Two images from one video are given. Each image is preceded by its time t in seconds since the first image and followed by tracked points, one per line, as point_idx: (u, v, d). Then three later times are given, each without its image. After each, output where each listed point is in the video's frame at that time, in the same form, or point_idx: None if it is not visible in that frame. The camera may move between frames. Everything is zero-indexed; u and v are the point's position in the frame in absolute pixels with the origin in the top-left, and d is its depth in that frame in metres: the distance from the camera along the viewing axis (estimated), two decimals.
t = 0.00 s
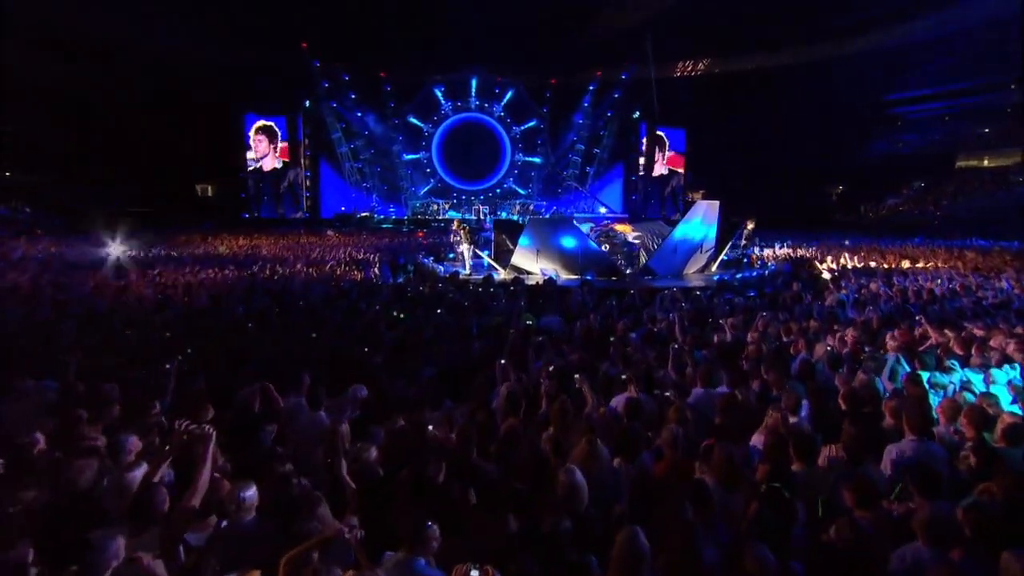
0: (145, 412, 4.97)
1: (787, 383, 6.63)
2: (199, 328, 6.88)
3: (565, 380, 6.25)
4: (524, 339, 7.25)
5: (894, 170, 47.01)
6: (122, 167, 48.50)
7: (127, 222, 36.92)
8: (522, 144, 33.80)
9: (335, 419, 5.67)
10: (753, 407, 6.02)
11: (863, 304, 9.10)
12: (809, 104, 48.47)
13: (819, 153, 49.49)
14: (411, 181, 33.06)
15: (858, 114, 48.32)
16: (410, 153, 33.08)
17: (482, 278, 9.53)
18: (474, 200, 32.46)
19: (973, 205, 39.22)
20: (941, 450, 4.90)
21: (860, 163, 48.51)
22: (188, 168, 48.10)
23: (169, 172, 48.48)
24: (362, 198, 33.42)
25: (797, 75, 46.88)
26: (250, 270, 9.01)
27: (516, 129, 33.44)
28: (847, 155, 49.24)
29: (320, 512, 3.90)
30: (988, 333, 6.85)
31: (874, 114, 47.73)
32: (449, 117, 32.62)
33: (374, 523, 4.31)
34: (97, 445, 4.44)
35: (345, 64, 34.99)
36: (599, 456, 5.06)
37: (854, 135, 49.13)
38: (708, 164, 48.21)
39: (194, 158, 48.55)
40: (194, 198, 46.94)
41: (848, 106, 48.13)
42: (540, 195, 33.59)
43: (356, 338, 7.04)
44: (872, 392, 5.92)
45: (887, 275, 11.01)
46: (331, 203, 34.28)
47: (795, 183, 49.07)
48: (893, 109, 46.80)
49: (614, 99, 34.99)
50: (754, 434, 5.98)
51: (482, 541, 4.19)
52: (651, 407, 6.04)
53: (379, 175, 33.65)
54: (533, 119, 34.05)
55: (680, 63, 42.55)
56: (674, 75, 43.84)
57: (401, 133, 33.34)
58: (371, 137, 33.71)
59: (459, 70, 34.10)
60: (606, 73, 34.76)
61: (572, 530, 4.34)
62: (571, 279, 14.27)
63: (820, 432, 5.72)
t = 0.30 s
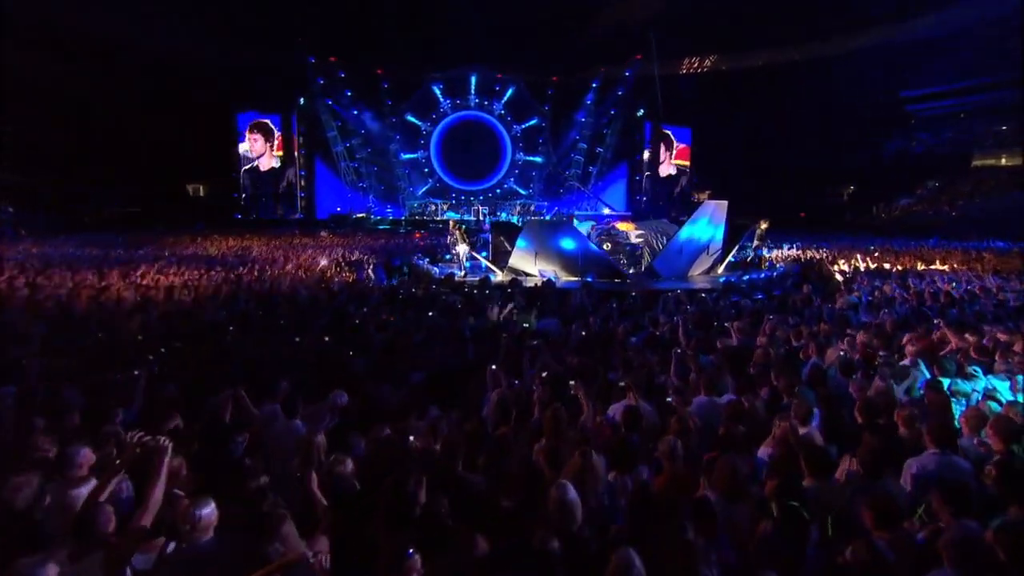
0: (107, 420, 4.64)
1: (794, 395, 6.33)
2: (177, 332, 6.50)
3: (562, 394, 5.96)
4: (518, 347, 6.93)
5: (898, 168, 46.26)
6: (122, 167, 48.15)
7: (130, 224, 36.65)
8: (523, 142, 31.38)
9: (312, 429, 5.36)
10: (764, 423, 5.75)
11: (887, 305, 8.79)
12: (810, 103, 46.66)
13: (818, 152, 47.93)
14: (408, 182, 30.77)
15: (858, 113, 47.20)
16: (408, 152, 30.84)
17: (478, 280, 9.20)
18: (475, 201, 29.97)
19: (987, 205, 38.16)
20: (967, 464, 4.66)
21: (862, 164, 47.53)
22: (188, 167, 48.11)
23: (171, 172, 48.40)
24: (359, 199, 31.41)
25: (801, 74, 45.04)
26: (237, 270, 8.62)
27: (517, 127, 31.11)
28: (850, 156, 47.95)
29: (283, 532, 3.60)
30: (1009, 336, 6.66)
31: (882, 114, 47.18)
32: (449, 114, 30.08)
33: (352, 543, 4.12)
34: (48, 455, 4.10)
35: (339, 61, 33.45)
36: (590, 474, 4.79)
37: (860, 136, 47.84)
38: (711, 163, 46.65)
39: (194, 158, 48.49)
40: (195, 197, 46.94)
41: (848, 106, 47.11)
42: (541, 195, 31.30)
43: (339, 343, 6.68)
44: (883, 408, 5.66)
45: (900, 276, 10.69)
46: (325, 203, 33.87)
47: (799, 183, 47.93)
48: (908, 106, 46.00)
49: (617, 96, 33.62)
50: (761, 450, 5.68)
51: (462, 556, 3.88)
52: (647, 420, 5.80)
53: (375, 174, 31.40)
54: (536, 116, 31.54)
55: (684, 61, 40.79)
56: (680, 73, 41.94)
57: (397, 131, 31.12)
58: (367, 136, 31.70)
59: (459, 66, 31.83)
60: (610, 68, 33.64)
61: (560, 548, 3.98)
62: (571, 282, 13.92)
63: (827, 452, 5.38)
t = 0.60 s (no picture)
0: (61, 429, 4.33)
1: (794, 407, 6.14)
2: (149, 339, 6.11)
3: (556, 404, 5.78)
4: (508, 354, 6.68)
5: (898, 168, 44.66)
6: (123, 167, 47.43)
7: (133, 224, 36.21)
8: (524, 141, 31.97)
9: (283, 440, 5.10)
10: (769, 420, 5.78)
11: (908, 305, 8.69)
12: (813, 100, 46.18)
13: (814, 149, 46.98)
14: (406, 181, 31.57)
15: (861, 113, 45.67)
16: (406, 151, 31.77)
17: (475, 282, 8.84)
18: (473, 200, 30.48)
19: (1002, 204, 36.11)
20: (998, 484, 4.40)
21: (868, 167, 45.88)
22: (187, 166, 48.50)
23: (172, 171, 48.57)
24: (355, 199, 32.59)
25: (803, 69, 44.97)
26: (220, 270, 8.20)
27: (519, 125, 31.59)
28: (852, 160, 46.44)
29: (240, 556, 3.34)
30: None
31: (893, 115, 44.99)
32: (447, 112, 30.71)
33: (324, 559, 3.81)
34: None
35: (338, 58, 35.28)
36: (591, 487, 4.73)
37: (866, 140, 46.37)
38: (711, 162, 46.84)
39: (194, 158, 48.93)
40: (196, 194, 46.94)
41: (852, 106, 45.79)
42: (543, 194, 31.78)
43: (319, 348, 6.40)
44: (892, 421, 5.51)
45: (915, 276, 10.55)
46: (320, 201, 32.99)
47: (802, 182, 47.08)
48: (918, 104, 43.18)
49: (622, 93, 35.07)
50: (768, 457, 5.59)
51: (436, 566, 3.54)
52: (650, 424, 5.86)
53: (372, 173, 32.91)
54: (537, 116, 32.52)
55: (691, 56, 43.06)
56: (685, 69, 43.93)
57: (396, 130, 32.22)
58: (364, 133, 33.23)
59: (459, 63, 32.64)
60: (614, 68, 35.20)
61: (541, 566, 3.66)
62: (570, 284, 13.58)
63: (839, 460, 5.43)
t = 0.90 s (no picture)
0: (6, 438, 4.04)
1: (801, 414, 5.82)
2: (118, 339, 5.77)
3: (541, 411, 5.55)
4: (496, 356, 6.41)
5: (899, 163, 40.97)
6: (122, 167, 46.14)
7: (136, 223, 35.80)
8: (523, 138, 32.11)
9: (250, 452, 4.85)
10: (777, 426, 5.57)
11: (925, 303, 8.53)
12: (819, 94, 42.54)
13: (822, 151, 42.68)
14: (402, 178, 31.68)
15: (869, 109, 42.31)
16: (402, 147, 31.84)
17: (469, 282, 8.55)
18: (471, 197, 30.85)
19: None
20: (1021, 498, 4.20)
21: (883, 164, 41.56)
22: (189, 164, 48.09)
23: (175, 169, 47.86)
24: (350, 196, 31.49)
25: (810, 62, 41.71)
26: (201, 269, 7.86)
27: (518, 121, 31.97)
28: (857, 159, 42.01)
29: None
30: None
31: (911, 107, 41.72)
32: (444, 108, 31.33)
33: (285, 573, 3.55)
34: None
35: (329, 50, 33.97)
36: (582, 503, 4.45)
37: (875, 141, 42.10)
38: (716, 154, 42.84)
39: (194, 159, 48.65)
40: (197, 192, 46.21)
41: (859, 102, 42.30)
42: (543, 192, 31.97)
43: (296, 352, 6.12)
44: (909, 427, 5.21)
45: (932, 276, 10.22)
46: (312, 198, 32.72)
47: (819, 173, 42.29)
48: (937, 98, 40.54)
49: (625, 85, 33.61)
50: (773, 468, 5.33)
51: None
52: (648, 431, 5.70)
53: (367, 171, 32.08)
54: (536, 110, 32.43)
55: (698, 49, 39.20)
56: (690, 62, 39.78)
57: (391, 125, 32.05)
58: (358, 129, 32.84)
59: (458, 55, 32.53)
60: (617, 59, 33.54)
61: None
62: (568, 284, 13.18)
63: (846, 471, 5.22)
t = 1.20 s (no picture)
0: None
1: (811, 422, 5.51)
2: (80, 342, 5.50)
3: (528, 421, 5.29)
4: (484, 360, 6.11)
5: (900, 159, 39.19)
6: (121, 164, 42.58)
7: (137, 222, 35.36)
8: (523, 133, 31.78)
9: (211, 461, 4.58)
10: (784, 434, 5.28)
11: (941, 302, 8.21)
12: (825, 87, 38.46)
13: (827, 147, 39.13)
14: (397, 175, 31.02)
15: (874, 103, 38.99)
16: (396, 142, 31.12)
17: (461, 282, 8.22)
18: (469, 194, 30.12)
19: None
20: None
21: (891, 159, 39.47)
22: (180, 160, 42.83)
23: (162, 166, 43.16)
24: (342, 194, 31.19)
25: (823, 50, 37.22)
26: (180, 268, 7.54)
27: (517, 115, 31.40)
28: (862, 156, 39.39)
29: None
30: None
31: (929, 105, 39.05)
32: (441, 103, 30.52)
33: None
34: None
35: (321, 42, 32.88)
36: (561, 518, 4.19)
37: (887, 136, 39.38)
38: (721, 148, 38.85)
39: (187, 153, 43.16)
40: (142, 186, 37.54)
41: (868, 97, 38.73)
42: (543, 189, 31.38)
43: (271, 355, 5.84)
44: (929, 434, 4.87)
45: (948, 275, 9.81)
46: (304, 198, 31.36)
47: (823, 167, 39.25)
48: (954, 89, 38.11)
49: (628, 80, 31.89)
50: (779, 480, 5.02)
51: None
52: (644, 440, 5.43)
53: (360, 167, 31.43)
54: (536, 104, 31.95)
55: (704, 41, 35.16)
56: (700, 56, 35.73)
57: (385, 120, 31.32)
58: (351, 124, 31.65)
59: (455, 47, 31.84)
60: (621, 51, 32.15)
61: None
62: (565, 284, 12.99)
63: (857, 484, 4.92)
